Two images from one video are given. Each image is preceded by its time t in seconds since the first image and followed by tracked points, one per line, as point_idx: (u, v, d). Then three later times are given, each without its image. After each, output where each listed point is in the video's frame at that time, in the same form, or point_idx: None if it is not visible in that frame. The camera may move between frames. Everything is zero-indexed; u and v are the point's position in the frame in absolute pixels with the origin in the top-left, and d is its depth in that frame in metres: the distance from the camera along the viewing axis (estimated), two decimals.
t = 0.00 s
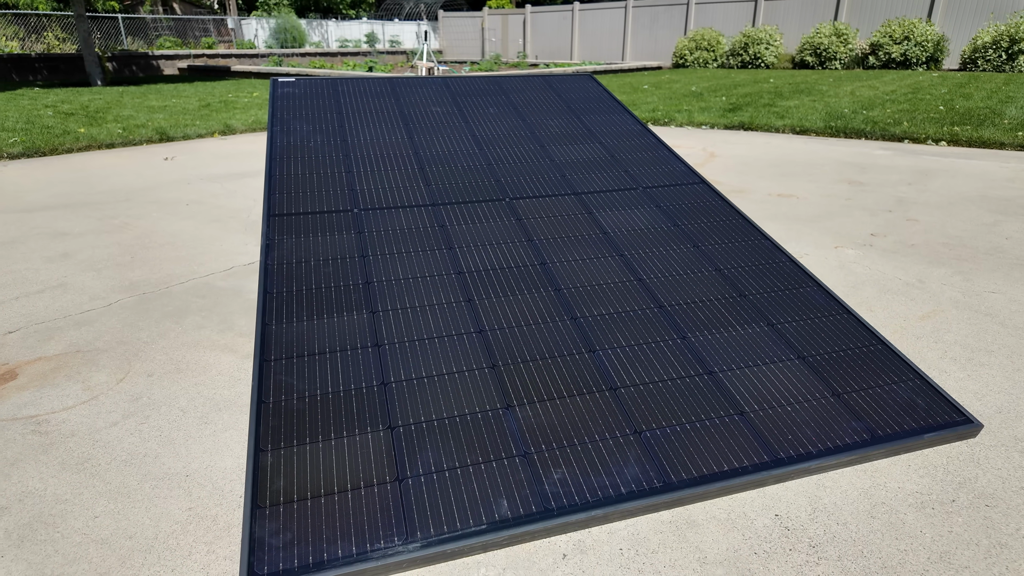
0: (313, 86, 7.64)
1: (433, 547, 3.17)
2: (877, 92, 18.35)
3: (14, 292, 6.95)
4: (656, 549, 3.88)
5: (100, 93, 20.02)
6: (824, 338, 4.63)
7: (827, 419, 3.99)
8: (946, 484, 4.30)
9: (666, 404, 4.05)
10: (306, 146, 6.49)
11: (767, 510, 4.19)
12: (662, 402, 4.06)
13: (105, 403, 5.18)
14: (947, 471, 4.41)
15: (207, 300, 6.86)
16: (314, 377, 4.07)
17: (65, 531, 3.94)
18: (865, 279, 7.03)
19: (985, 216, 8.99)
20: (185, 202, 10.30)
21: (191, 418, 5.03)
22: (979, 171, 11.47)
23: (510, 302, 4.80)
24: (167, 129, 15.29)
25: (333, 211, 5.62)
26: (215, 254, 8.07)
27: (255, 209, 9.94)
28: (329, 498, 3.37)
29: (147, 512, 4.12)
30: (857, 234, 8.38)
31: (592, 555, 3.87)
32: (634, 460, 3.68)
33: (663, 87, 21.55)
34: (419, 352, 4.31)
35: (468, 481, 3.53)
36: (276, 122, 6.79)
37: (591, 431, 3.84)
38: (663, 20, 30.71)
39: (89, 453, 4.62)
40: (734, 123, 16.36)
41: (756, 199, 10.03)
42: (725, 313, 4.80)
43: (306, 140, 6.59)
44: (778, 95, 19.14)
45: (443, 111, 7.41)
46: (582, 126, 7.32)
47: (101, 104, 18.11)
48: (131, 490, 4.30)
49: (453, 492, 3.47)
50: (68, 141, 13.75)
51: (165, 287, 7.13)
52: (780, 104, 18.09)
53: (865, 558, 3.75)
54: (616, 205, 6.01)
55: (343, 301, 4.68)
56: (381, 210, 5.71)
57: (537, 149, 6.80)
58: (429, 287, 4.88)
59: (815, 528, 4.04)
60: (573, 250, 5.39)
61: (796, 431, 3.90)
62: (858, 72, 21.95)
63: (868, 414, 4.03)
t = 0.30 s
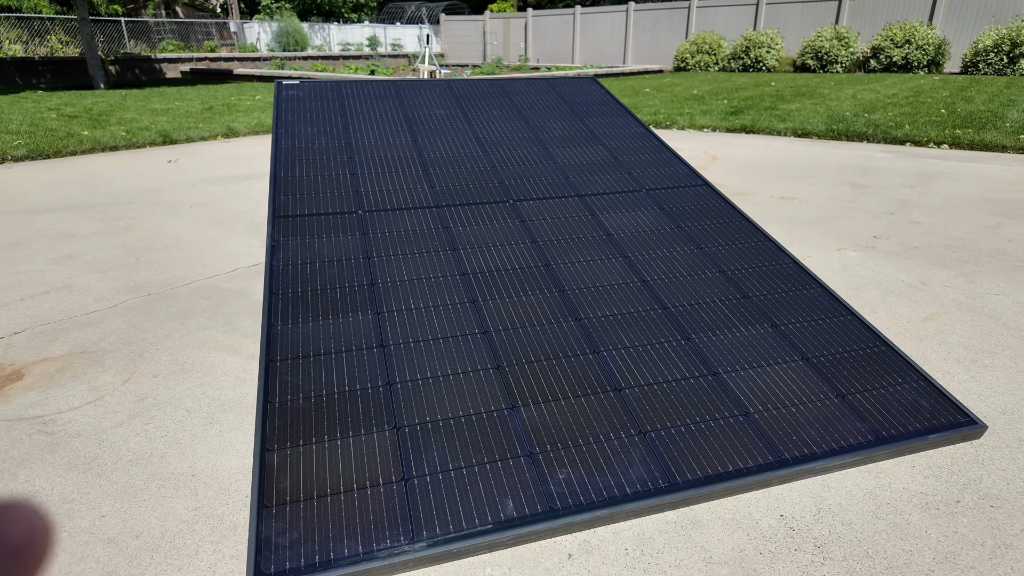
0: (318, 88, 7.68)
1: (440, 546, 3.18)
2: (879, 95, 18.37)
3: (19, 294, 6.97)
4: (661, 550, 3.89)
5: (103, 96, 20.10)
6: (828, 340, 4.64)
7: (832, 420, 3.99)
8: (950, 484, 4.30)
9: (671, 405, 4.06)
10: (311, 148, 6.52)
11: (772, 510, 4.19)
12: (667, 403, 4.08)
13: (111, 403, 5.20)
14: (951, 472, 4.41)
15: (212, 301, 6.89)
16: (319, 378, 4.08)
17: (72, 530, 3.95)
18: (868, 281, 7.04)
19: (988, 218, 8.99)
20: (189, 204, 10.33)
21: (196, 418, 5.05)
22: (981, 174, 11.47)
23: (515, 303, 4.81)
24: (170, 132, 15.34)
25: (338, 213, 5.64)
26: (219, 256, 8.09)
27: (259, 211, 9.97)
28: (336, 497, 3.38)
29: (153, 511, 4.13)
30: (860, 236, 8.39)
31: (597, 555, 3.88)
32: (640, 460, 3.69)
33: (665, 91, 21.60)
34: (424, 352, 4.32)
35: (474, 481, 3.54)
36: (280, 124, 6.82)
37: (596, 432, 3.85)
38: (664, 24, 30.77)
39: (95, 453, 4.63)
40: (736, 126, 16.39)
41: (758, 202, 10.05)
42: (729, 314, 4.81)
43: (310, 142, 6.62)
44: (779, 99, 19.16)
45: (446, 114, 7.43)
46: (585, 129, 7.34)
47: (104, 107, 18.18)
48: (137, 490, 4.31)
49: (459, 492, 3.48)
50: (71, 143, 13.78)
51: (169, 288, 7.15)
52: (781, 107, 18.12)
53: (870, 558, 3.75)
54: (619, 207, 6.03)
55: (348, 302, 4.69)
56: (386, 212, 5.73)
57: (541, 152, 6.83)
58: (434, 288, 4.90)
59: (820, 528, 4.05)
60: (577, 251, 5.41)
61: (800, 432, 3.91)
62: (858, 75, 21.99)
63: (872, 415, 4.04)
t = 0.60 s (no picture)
0: (317, 87, 7.65)
1: (438, 545, 3.15)
2: (879, 94, 18.33)
3: (18, 292, 6.95)
4: (661, 549, 3.87)
5: (103, 96, 20.10)
6: (829, 338, 4.62)
7: (833, 419, 3.97)
8: (952, 484, 4.28)
9: (671, 404, 4.04)
10: (310, 146, 6.49)
11: (772, 509, 4.17)
12: (667, 402, 4.05)
13: (108, 401, 5.18)
14: (953, 472, 4.38)
15: (210, 300, 6.87)
16: (318, 377, 4.06)
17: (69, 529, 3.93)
18: (869, 280, 7.02)
19: (990, 217, 8.96)
20: (188, 203, 10.31)
21: (194, 417, 5.03)
22: (983, 173, 11.43)
23: (514, 302, 4.79)
24: (170, 131, 15.33)
25: (337, 212, 5.62)
26: (217, 255, 8.07)
27: (258, 210, 9.95)
28: (334, 496, 3.36)
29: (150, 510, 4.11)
30: (861, 235, 8.36)
31: (596, 555, 3.86)
32: (639, 460, 3.67)
33: (665, 90, 21.57)
34: (423, 351, 4.30)
35: (472, 480, 3.52)
36: (279, 123, 6.79)
37: (596, 430, 3.83)
38: (665, 24, 30.74)
39: (92, 452, 4.61)
40: (737, 126, 16.37)
41: (759, 201, 10.02)
42: (730, 313, 4.79)
43: (310, 141, 6.59)
44: (780, 98, 19.14)
45: (446, 113, 7.41)
46: (585, 128, 7.32)
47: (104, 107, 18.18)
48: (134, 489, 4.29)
49: (457, 492, 3.46)
50: (71, 143, 13.78)
51: (168, 287, 7.13)
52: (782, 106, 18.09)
53: (871, 558, 3.73)
54: (619, 206, 6.01)
55: (347, 300, 4.67)
56: (385, 211, 5.70)
57: (541, 150, 6.80)
58: (433, 286, 4.87)
59: (821, 528, 4.02)
60: (577, 250, 5.39)
61: (801, 431, 3.89)
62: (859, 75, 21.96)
63: (874, 414, 4.01)
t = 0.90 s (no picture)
0: (316, 85, 7.63)
1: (435, 544, 3.14)
2: (879, 94, 18.31)
3: (16, 291, 6.94)
4: (660, 548, 3.84)
5: (103, 96, 20.10)
6: (829, 337, 4.60)
7: (832, 417, 3.95)
8: (953, 482, 4.26)
9: (670, 402, 4.02)
10: (309, 144, 6.48)
11: (772, 508, 4.15)
12: (666, 400, 4.03)
13: (105, 400, 5.16)
14: (954, 470, 4.36)
15: (208, 299, 6.85)
16: (315, 375, 4.04)
17: (64, 528, 3.91)
18: (870, 279, 7.00)
19: (991, 217, 8.93)
20: (188, 202, 10.30)
21: (191, 415, 5.01)
22: (983, 172, 11.40)
23: (512, 300, 4.77)
24: (170, 131, 15.33)
25: (335, 210, 5.60)
26: (216, 254, 8.06)
27: (257, 210, 9.93)
28: (331, 495, 3.34)
29: (146, 508, 4.09)
30: (861, 234, 8.34)
31: (595, 553, 3.84)
32: (638, 458, 3.64)
33: (665, 90, 21.56)
34: (421, 349, 4.28)
35: (469, 479, 3.49)
36: (278, 121, 6.78)
37: (594, 429, 3.81)
38: (665, 23, 30.73)
39: (88, 451, 4.59)
40: (737, 125, 16.36)
41: (759, 200, 9.99)
42: (730, 311, 4.77)
43: (308, 139, 6.58)
44: (780, 98, 19.12)
45: (445, 111, 7.39)
46: (584, 126, 7.30)
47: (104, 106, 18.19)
48: (130, 487, 4.27)
49: (455, 490, 3.43)
50: (71, 142, 13.78)
51: (166, 286, 7.12)
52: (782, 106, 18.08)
53: (871, 557, 3.71)
54: (618, 204, 5.99)
55: (345, 298, 4.65)
56: (384, 209, 5.69)
57: (540, 149, 6.78)
58: (432, 285, 4.85)
59: (821, 527, 4.00)
60: (576, 248, 5.37)
61: (801, 429, 3.86)
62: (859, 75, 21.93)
63: (874, 413, 3.99)
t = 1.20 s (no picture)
0: (317, 82, 7.58)
1: (440, 545, 3.09)
2: (881, 93, 18.25)
3: (15, 289, 6.89)
4: (667, 549, 3.79)
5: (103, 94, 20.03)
6: (836, 335, 4.55)
7: (841, 416, 3.90)
8: (963, 483, 4.21)
9: (676, 401, 3.97)
10: (310, 141, 6.43)
11: (780, 508, 4.10)
12: (672, 399, 3.98)
13: (105, 399, 5.11)
14: (964, 471, 4.31)
15: (209, 297, 6.80)
16: (317, 374, 3.99)
17: (63, 528, 3.86)
18: (875, 278, 6.94)
19: (995, 215, 8.88)
20: (187, 200, 10.24)
21: (192, 415, 4.96)
22: (987, 171, 11.34)
23: (516, 298, 4.72)
24: (169, 129, 15.27)
25: (337, 207, 5.55)
26: (217, 252, 8.01)
27: (257, 208, 9.88)
28: (334, 495, 3.29)
29: (146, 509, 4.04)
30: (866, 232, 8.28)
31: (602, 555, 3.79)
32: (645, 459, 3.59)
33: (666, 89, 21.50)
34: (425, 347, 4.24)
35: (474, 479, 3.45)
36: (279, 118, 6.73)
37: (601, 428, 3.76)
38: (665, 23, 30.67)
39: (88, 450, 4.54)
40: (738, 124, 16.30)
41: (762, 198, 9.94)
42: (736, 309, 4.72)
43: (309, 136, 6.53)
44: (781, 96, 19.06)
45: (447, 108, 7.34)
46: (587, 123, 7.24)
47: (104, 105, 18.12)
48: (130, 487, 4.22)
49: (460, 491, 3.38)
50: (70, 141, 13.72)
51: (166, 284, 7.07)
52: (784, 104, 18.01)
53: (882, 558, 3.66)
54: (622, 202, 5.94)
55: (346, 296, 4.60)
56: (386, 206, 5.64)
57: (543, 146, 6.73)
58: (435, 282, 4.80)
59: (830, 528, 3.95)
60: (580, 246, 5.32)
61: (809, 429, 3.82)
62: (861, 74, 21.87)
63: (883, 412, 3.94)
